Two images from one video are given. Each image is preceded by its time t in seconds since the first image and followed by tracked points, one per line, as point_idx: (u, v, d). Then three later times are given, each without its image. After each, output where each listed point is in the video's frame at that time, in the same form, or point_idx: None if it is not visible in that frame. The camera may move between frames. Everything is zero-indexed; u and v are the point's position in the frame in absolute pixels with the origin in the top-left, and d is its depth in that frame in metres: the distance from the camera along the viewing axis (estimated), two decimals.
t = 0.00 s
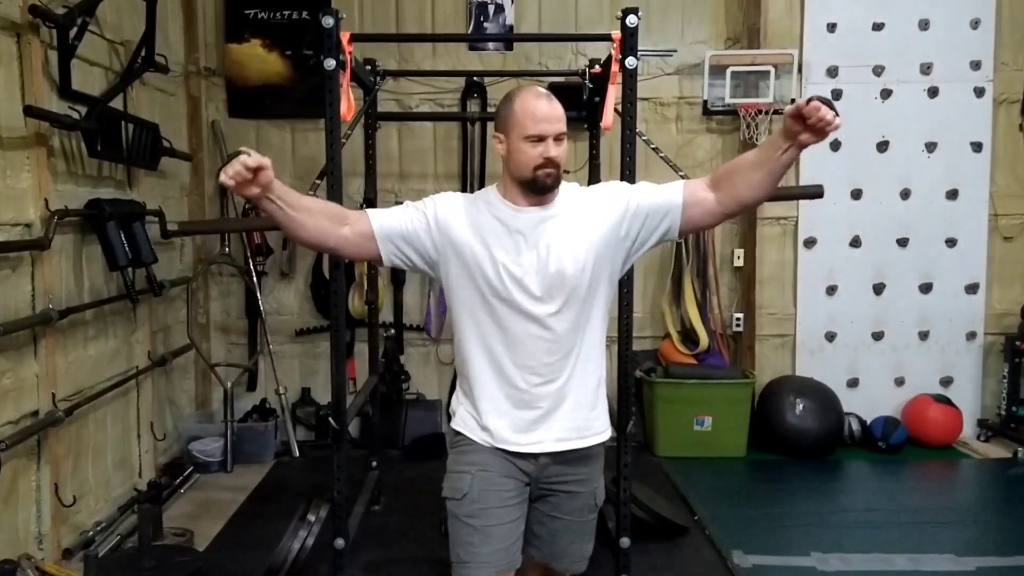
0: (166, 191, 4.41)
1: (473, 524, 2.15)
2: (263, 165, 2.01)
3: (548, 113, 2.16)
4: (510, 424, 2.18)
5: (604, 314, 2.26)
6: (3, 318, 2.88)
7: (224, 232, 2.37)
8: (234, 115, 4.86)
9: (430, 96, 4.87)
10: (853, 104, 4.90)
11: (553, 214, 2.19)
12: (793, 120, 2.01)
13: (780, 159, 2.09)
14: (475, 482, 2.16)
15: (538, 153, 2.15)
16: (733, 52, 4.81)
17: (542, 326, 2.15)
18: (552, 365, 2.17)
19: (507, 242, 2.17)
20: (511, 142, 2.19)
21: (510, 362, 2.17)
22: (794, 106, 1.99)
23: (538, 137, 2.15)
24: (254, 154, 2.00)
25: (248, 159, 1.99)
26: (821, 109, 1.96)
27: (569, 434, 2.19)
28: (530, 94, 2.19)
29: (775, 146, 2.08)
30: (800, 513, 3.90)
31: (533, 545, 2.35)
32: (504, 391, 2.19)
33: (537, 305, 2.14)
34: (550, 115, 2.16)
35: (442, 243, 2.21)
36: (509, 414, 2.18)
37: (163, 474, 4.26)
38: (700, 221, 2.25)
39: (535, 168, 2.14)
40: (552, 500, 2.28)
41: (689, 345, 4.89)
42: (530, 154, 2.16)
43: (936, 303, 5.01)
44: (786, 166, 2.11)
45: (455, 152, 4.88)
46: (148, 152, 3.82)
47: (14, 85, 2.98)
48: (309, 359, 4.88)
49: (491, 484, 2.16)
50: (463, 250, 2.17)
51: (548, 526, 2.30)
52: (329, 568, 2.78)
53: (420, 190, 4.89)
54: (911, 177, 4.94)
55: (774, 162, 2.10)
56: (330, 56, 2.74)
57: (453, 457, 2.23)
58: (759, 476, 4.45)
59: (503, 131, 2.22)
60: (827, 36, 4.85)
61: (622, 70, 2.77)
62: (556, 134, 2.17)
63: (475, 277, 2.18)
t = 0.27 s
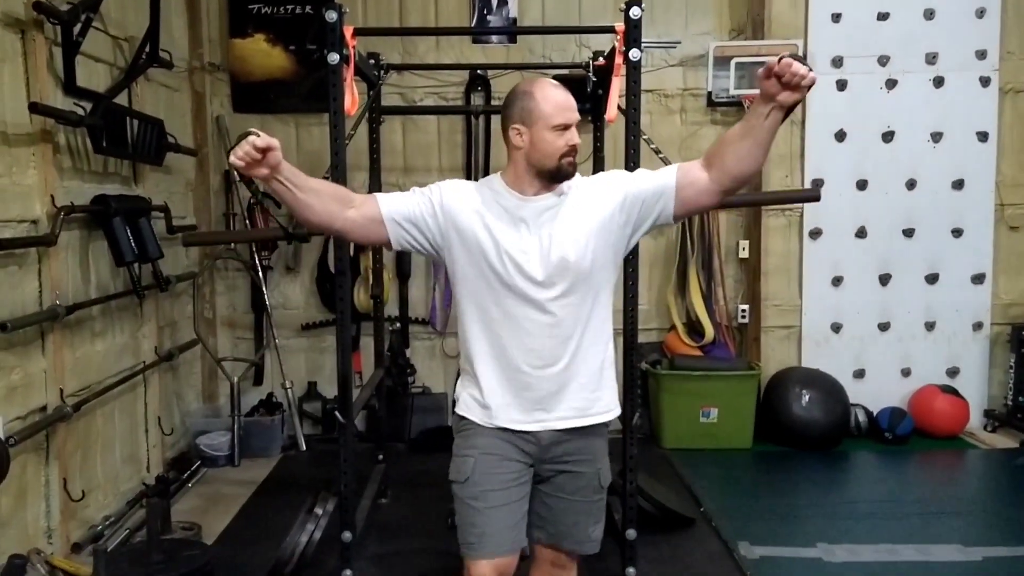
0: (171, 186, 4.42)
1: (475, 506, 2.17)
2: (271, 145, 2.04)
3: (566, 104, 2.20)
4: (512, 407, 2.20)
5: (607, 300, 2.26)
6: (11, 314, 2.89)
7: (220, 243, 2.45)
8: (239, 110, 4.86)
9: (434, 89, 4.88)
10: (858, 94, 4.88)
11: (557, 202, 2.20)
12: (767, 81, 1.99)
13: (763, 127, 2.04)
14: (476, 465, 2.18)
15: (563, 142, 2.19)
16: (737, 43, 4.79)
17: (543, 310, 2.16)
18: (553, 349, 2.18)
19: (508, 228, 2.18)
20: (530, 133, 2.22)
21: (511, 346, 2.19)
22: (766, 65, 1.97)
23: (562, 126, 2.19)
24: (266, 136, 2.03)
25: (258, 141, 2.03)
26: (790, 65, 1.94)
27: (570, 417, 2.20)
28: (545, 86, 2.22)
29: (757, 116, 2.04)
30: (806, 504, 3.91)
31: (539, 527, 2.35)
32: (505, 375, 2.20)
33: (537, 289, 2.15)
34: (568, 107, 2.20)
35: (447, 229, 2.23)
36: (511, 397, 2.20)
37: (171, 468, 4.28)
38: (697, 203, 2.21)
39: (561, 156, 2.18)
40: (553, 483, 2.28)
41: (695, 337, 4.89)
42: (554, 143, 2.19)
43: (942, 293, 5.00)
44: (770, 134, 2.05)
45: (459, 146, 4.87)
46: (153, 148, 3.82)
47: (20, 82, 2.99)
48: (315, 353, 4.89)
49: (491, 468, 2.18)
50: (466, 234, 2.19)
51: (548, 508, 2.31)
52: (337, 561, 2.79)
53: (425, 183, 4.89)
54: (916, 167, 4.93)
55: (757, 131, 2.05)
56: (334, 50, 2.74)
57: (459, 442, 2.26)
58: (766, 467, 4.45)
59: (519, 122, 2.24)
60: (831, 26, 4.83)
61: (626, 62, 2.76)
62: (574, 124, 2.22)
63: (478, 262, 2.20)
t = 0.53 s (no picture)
0: (170, 184, 4.42)
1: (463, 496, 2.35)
2: (253, 168, 2.10)
3: (544, 103, 2.21)
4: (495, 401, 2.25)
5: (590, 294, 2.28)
6: (11, 313, 2.89)
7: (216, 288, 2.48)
8: (236, 106, 4.86)
9: (432, 84, 4.86)
10: (857, 84, 4.87)
11: (537, 200, 2.20)
12: (752, 98, 1.95)
13: (745, 140, 2.02)
14: (459, 463, 2.33)
15: (543, 138, 2.19)
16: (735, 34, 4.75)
17: (522, 307, 2.19)
18: (532, 344, 2.20)
19: (488, 227, 2.20)
20: (509, 132, 2.22)
21: (492, 342, 2.22)
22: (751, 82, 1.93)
23: (542, 123, 2.20)
24: (247, 160, 2.09)
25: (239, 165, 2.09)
26: (774, 83, 1.90)
27: (552, 411, 2.22)
28: (522, 85, 2.23)
29: (740, 128, 2.02)
30: (807, 495, 3.91)
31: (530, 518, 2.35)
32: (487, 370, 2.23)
33: (515, 289, 2.18)
34: (545, 105, 2.21)
35: (430, 228, 2.26)
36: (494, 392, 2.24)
37: (173, 466, 4.29)
38: (678, 205, 2.21)
39: (541, 152, 2.19)
40: (543, 470, 2.29)
41: (695, 330, 4.88)
42: (534, 139, 2.19)
43: (942, 283, 4.99)
44: (753, 147, 2.04)
45: (458, 140, 4.86)
46: (151, 146, 3.83)
47: (17, 80, 2.98)
48: (315, 349, 4.89)
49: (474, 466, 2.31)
50: (447, 237, 2.22)
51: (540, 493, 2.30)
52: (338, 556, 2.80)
53: (424, 178, 4.89)
54: (916, 157, 4.92)
55: (739, 143, 2.04)
56: (329, 46, 2.73)
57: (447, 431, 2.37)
58: (767, 459, 4.45)
59: (498, 121, 2.25)
60: (830, 16, 4.82)
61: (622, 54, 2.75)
62: (552, 122, 2.23)
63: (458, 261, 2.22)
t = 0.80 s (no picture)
0: (161, 183, 4.40)
1: (454, 477, 2.32)
2: (250, 175, 2.12)
3: (517, 95, 2.22)
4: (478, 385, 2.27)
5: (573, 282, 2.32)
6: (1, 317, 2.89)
7: (215, 316, 2.54)
8: (227, 102, 4.83)
9: (423, 74, 4.81)
10: (850, 62, 4.83)
11: (519, 190, 2.24)
12: (723, 116, 1.91)
13: (720, 148, 2.01)
14: (449, 442, 2.32)
15: (514, 130, 2.21)
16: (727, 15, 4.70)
17: (504, 293, 2.24)
18: (514, 329, 2.25)
19: (470, 215, 2.25)
20: (484, 123, 2.25)
21: (474, 327, 2.26)
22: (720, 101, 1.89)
23: (513, 115, 2.21)
24: (246, 169, 2.11)
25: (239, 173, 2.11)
26: (740, 105, 1.85)
27: (531, 394, 2.27)
28: (498, 78, 2.25)
29: (715, 136, 2.00)
30: (806, 475, 3.91)
31: (528, 496, 2.44)
32: (471, 354, 2.27)
33: (492, 273, 2.22)
34: (519, 97, 2.22)
35: (416, 217, 2.32)
36: (477, 376, 2.27)
37: (173, 465, 4.31)
38: (659, 200, 2.23)
39: (511, 144, 2.20)
40: (535, 452, 2.36)
41: (693, 315, 4.85)
42: (506, 132, 2.21)
43: (941, 260, 4.96)
44: (727, 155, 2.02)
45: (451, 130, 4.80)
46: (139, 145, 3.81)
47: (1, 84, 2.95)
48: (313, 344, 4.89)
49: (462, 443, 2.32)
50: (432, 224, 2.27)
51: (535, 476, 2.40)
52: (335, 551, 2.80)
53: (418, 169, 4.82)
54: (911, 134, 4.88)
55: (714, 151, 2.03)
56: (311, 39, 2.70)
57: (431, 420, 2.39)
58: (769, 441, 4.44)
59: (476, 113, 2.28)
60: None
61: (607, 38, 2.73)
62: (526, 114, 2.24)
63: (442, 249, 2.27)
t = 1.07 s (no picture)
0: (165, 164, 4.43)
1: (456, 454, 2.20)
2: (248, 187, 2.02)
3: (498, 109, 2.04)
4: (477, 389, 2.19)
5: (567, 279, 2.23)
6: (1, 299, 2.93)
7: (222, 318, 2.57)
8: (231, 83, 4.84)
9: (427, 54, 4.77)
10: (860, 38, 4.75)
11: (514, 192, 2.12)
12: (699, 126, 1.88)
13: (700, 156, 1.95)
14: (456, 416, 2.21)
15: (486, 146, 2.05)
16: None
17: (506, 294, 2.13)
18: (513, 333, 2.16)
19: (466, 217, 2.13)
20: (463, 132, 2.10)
21: (472, 332, 2.16)
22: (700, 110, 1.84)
23: (486, 132, 2.04)
24: (240, 184, 2.00)
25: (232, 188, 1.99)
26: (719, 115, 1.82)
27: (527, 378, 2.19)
28: (482, 86, 2.06)
29: (694, 142, 1.94)
30: (807, 457, 3.90)
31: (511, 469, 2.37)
32: (468, 359, 2.18)
33: (492, 273, 2.12)
34: (500, 110, 2.04)
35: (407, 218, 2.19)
36: (475, 381, 2.18)
37: (179, 443, 4.37)
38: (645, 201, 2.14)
39: (482, 160, 2.07)
40: (519, 429, 2.28)
41: (698, 295, 4.82)
42: (479, 146, 2.06)
43: (950, 240, 4.90)
44: (706, 162, 1.96)
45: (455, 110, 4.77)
46: (139, 126, 3.83)
47: None
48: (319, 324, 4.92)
49: (471, 419, 2.21)
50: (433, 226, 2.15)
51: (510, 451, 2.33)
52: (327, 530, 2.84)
53: (421, 149, 4.81)
54: (921, 111, 4.81)
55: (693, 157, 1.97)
56: (301, 20, 2.68)
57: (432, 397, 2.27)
58: (771, 423, 4.43)
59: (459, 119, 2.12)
60: None
61: (596, 16, 2.74)
62: (506, 129, 2.05)
63: (436, 250, 2.16)
